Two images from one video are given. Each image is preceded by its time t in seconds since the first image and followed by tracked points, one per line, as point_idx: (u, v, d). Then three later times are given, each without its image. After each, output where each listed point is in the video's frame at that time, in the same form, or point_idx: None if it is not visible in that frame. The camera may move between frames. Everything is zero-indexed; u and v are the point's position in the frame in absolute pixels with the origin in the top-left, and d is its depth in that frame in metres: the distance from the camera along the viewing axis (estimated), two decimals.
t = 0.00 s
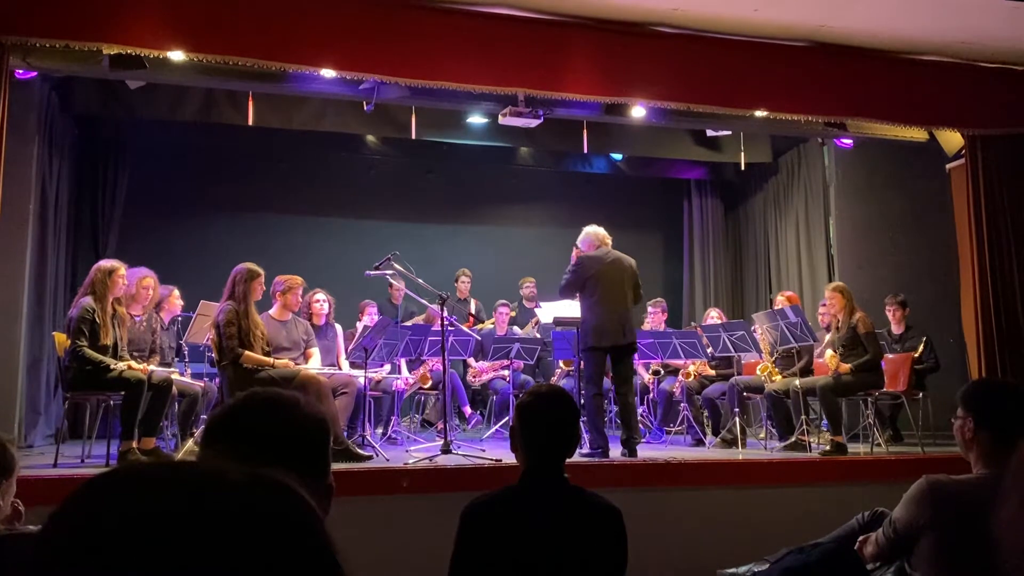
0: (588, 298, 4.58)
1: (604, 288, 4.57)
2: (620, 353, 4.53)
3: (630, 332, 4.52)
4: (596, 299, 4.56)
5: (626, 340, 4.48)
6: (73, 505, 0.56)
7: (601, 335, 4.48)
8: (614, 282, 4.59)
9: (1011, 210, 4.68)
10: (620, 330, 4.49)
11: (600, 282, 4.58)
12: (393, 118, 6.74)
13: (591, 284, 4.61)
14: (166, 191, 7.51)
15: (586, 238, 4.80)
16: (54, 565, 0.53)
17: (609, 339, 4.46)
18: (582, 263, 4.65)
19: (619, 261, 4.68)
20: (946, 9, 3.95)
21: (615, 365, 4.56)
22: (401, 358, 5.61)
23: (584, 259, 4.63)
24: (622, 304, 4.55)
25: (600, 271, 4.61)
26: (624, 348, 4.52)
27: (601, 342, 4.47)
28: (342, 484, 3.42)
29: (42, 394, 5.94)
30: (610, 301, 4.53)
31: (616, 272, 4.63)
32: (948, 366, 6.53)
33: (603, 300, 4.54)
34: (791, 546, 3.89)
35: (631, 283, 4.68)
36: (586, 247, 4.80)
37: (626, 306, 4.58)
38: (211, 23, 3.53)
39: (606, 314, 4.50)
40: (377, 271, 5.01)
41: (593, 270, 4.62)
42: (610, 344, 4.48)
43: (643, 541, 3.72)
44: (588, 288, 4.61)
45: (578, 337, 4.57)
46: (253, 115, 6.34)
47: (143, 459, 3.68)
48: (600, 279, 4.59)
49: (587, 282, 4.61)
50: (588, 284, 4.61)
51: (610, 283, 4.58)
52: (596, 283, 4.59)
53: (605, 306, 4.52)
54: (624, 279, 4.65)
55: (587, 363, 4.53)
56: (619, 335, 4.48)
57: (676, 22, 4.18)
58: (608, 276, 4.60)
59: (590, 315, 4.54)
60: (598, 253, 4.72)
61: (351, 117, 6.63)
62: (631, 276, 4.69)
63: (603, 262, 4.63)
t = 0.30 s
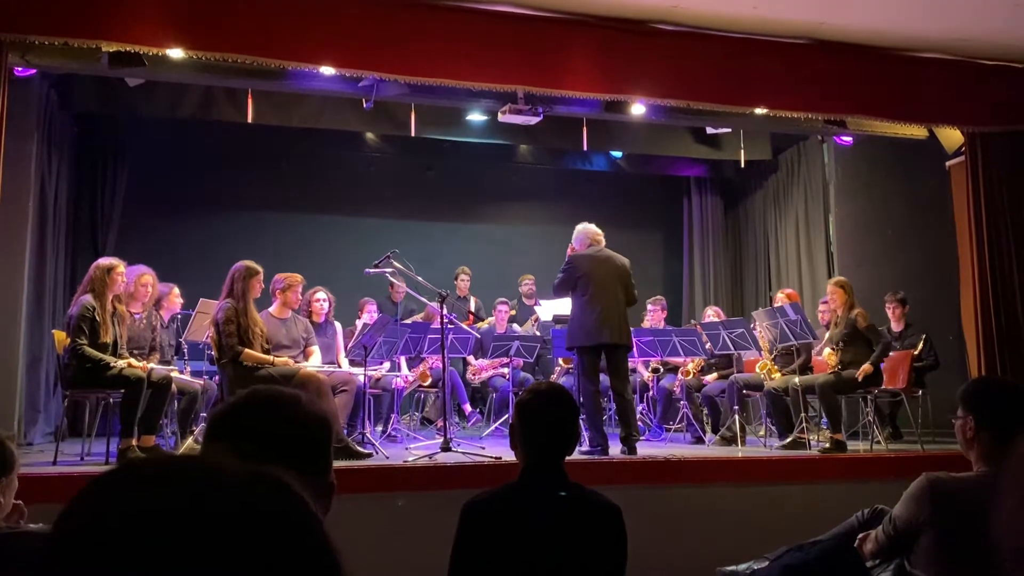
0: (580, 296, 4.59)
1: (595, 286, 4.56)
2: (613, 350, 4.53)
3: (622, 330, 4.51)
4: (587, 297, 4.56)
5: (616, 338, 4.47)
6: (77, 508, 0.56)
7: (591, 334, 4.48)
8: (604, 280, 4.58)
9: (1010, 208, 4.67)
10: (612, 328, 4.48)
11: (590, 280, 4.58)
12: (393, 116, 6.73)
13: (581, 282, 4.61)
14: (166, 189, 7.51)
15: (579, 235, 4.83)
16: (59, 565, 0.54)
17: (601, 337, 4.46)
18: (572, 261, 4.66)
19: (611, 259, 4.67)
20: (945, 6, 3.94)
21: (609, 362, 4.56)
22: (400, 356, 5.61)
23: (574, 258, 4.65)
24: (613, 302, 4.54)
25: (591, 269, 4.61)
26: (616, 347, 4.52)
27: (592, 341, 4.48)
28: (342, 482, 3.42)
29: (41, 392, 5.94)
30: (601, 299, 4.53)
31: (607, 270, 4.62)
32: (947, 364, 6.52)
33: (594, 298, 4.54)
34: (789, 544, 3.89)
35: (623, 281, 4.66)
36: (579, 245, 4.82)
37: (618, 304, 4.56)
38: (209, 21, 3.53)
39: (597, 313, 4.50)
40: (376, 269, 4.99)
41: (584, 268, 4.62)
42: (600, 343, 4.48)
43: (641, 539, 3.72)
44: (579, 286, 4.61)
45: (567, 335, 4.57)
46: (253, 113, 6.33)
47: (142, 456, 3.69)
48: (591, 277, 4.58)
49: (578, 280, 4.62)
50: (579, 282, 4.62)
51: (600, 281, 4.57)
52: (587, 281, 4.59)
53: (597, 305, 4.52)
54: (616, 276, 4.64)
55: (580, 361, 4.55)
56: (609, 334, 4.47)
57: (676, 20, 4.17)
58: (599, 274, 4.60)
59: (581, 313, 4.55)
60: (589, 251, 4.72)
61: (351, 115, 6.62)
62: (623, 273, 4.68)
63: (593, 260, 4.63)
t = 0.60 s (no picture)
0: (574, 296, 4.61)
1: (588, 284, 4.57)
2: (610, 348, 4.53)
3: (616, 327, 4.49)
4: (581, 296, 4.58)
5: (610, 336, 4.45)
6: (106, 513, 0.56)
7: (585, 333, 4.49)
8: (597, 278, 4.58)
9: (1010, 208, 4.68)
10: (606, 325, 4.47)
11: (583, 279, 4.60)
12: (393, 115, 6.72)
13: (575, 282, 4.63)
14: (165, 188, 7.51)
15: (574, 234, 4.85)
16: (78, 567, 0.54)
17: (594, 335, 4.46)
18: (565, 261, 4.69)
19: (605, 257, 4.67)
20: (945, 6, 3.95)
21: (608, 361, 4.55)
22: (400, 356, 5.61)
23: (566, 258, 4.68)
24: (606, 300, 4.53)
25: (583, 268, 4.62)
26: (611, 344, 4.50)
27: (586, 340, 4.48)
28: (342, 482, 3.42)
29: (41, 391, 5.94)
30: (594, 297, 4.54)
31: (601, 268, 4.62)
32: (946, 364, 6.53)
33: (587, 298, 4.55)
34: (789, 543, 3.90)
35: (618, 277, 4.65)
36: (574, 244, 4.84)
37: (612, 301, 4.55)
38: (209, 21, 3.53)
39: (590, 311, 4.51)
40: (376, 268, 4.97)
41: (576, 267, 4.64)
42: (595, 341, 4.47)
43: (641, 539, 3.72)
44: (574, 286, 4.63)
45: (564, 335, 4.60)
46: (252, 112, 6.33)
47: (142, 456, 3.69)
48: (583, 276, 4.60)
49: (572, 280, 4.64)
50: (573, 282, 4.64)
51: (593, 279, 4.58)
52: (580, 280, 4.61)
53: (589, 303, 4.53)
54: (611, 274, 4.63)
55: (578, 360, 4.56)
56: (603, 332, 4.46)
57: (676, 20, 4.18)
58: (593, 273, 4.60)
59: (576, 313, 4.56)
60: (583, 250, 4.73)
61: (350, 114, 6.62)
62: (617, 270, 4.66)
63: (586, 259, 4.64)
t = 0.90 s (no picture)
0: (576, 296, 4.60)
1: (591, 285, 4.57)
2: (611, 349, 4.53)
3: (619, 328, 4.50)
4: (582, 296, 4.57)
5: (613, 336, 4.46)
6: (131, 513, 0.61)
7: (588, 333, 4.49)
8: (599, 278, 4.59)
9: (1010, 208, 4.68)
10: (609, 326, 4.48)
11: (585, 279, 4.60)
12: (392, 116, 6.72)
13: (577, 281, 4.62)
14: (165, 189, 7.51)
15: (576, 233, 4.84)
16: (96, 565, 0.58)
17: (596, 336, 4.47)
18: (567, 260, 4.68)
19: (607, 258, 4.68)
20: (946, 6, 3.95)
21: (608, 362, 4.56)
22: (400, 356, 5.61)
23: (569, 257, 4.67)
24: (609, 300, 4.54)
25: (586, 268, 4.62)
26: (613, 344, 4.51)
27: (589, 340, 4.48)
28: (342, 483, 3.43)
29: (41, 392, 5.94)
30: (597, 298, 4.54)
31: (602, 268, 4.64)
32: (945, 364, 6.54)
33: (590, 298, 4.54)
34: (788, 544, 3.90)
35: (620, 280, 4.68)
36: (577, 244, 4.83)
37: (614, 302, 4.56)
38: (209, 22, 3.53)
39: (593, 311, 4.51)
40: (376, 269, 4.94)
41: (579, 267, 4.63)
42: (598, 341, 4.47)
43: (641, 539, 3.72)
44: (575, 285, 4.62)
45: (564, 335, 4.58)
46: (252, 113, 6.33)
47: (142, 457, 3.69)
48: (586, 276, 4.60)
49: (574, 279, 4.63)
50: (575, 281, 4.63)
51: (596, 279, 4.58)
52: (582, 279, 4.60)
53: (592, 303, 4.53)
54: (612, 274, 4.65)
55: (579, 361, 4.55)
56: (606, 332, 4.47)
57: (676, 20, 4.18)
58: (595, 273, 4.61)
59: (578, 313, 4.56)
60: (587, 250, 4.73)
61: (350, 115, 6.62)
62: (619, 273, 4.69)
63: (589, 259, 4.65)
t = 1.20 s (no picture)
0: (583, 296, 4.57)
1: (598, 287, 4.57)
2: (615, 351, 4.55)
3: (624, 331, 4.53)
4: (587, 298, 4.56)
5: (620, 338, 4.49)
6: (156, 515, 0.54)
7: (595, 335, 4.48)
8: (607, 280, 4.59)
9: (1009, 209, 4.69)
10: (615, 329, 4.50)
11: (594, 280, 4.58)
12: (393, 118, 6.73)
13: (585, 282, 4.59)
14: (165, 191, 7.52)
15: (583, 236, 4.83)
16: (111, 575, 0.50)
17: (601, 338, 4.47)
18: (575, 261, 4.66)
19: (614, 260, 4.68)
20: (945, 7, 3.96)
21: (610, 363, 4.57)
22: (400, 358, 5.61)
23: (578, 259, 4.65)
24: (617, 302, 4.55)
25: (592, 270, 4.62)
26: (617, 346, 4.52)
27: (596, 341, 4.47)
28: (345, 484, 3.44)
29: (42, 395, 5.95)
30: (602, 300, 4.54)
31: (609, 270, 4.64)
32: (945, 365, 6.54)
33: (598, 299, 4.54)
34: (789, 546, 3.90)
35: (625, 281, 4.67)
36: (583, 245, 4.82)
37: (620, 304, 4.57)
38: (210, 24, 3.53)
39: (601, 313, 4.51)
40: (376, 271, 4.93)
41: (585, 269, 4.62)
42: (604, 343, 4.48)
43: (641, 540, 3.72)
44: (583, 286, 4.59)
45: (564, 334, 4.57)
46: (252, 115, 6.32)
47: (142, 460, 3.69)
48: (592, 278, 4.59)
49: (582, 280, 4.60)
50: (583, 282, 4.60)
51: (604, 281, 4.58)
52: (588, 281, 4.58)
53: (597, 305, 4.52)
54: (618, 276, 4.66)
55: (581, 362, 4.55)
56: (613, 334, 4.49)
57: (676, 22, 4.18)
58: (602, 275, 4.61)
59: (585, 314, 4.54)
60: (592, 253, 4.72)
61: (349, 117, 6.63)
62: (624, 274, 4.68)
63: (597, 261, 4.65)
